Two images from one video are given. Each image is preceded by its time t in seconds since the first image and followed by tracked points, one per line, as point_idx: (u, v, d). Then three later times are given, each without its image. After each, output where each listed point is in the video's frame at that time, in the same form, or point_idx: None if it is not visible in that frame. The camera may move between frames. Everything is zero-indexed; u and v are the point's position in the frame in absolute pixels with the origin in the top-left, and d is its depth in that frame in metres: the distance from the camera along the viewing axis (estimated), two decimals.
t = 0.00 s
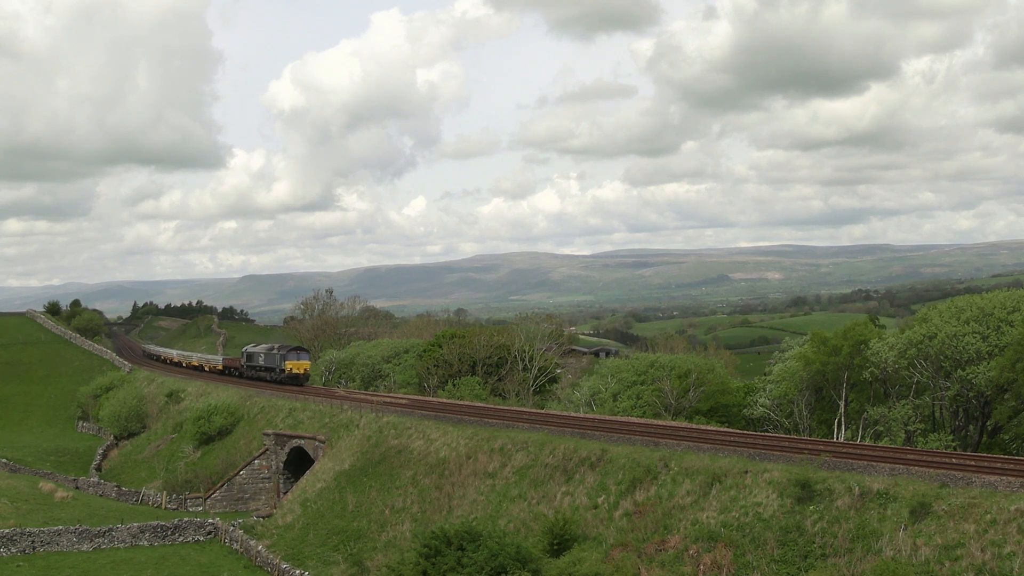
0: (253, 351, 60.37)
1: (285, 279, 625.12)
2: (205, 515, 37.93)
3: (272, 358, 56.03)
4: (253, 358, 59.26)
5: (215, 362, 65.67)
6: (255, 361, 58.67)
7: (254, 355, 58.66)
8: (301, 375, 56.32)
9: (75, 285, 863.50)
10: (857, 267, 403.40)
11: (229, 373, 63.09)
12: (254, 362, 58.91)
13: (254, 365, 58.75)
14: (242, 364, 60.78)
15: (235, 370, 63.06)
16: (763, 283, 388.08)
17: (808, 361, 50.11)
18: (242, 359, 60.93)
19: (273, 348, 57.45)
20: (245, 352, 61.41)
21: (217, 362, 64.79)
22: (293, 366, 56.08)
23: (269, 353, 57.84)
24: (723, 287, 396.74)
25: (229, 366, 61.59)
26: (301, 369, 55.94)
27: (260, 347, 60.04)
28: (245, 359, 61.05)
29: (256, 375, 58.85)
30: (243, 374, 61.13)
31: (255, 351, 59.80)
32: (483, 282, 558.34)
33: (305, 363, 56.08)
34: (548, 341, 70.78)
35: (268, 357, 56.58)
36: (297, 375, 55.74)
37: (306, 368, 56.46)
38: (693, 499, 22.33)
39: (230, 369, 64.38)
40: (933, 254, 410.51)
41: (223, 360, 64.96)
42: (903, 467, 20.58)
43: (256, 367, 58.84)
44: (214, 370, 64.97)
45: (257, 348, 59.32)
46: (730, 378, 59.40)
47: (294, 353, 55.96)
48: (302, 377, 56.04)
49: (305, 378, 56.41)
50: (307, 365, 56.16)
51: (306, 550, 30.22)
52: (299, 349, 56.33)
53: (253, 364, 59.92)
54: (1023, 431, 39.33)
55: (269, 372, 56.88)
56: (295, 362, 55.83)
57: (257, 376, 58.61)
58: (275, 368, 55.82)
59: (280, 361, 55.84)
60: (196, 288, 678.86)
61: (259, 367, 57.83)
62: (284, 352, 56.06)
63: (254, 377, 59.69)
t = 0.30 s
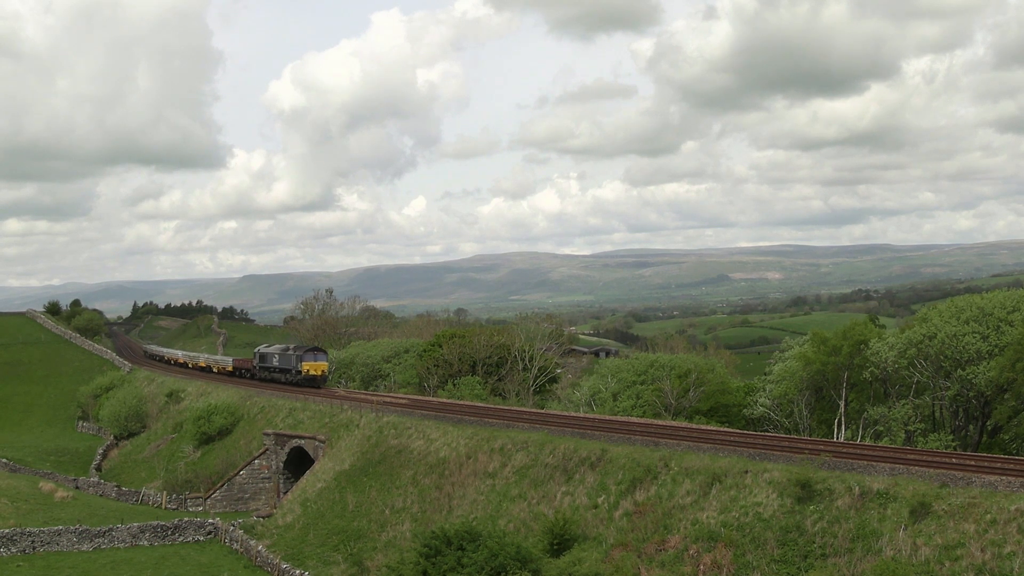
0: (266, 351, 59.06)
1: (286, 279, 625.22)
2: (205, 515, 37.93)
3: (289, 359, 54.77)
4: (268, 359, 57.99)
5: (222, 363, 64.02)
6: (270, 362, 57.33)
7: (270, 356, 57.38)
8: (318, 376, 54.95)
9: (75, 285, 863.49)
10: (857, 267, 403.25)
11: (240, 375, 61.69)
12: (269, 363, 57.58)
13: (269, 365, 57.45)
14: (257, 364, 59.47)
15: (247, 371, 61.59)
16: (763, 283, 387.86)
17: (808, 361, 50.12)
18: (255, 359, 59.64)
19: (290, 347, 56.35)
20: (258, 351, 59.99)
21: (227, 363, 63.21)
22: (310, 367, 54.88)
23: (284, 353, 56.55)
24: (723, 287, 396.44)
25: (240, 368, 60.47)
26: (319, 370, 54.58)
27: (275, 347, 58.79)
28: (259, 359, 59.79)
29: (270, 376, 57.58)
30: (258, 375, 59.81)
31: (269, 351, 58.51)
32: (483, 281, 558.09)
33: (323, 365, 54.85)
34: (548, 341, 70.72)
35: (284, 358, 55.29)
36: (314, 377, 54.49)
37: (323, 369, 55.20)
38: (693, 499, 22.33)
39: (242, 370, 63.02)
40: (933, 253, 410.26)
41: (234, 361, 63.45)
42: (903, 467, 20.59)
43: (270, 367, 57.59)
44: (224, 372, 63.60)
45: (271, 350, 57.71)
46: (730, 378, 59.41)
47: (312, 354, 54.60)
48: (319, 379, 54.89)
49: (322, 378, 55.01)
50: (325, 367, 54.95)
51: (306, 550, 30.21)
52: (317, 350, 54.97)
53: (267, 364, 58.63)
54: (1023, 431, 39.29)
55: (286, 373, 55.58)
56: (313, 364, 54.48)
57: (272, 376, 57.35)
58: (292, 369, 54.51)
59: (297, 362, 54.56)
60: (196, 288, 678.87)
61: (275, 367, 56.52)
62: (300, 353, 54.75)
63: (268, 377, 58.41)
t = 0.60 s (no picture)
0: (283, 351, 57.28)
1: (285, 279, 625.26)
2: (205, 515, 37.93)
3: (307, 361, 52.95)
4: (285, 360, 56.22)
5: (234, 364, 62.69)
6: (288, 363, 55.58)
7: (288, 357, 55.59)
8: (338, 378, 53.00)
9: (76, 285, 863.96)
10: (857, 267, 403.25)
11: (247, 376, 60.92)
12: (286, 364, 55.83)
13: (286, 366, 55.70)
14: (274, 365, 57.73)
15: (259, 373, 59.99)
16: (763, 283, 387.82)
17: (808, 361, 50.14)
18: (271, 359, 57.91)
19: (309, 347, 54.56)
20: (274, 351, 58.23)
21: (239, 364, 61.80)
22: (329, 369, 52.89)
23: (302, 354, 54.79)
24: (723, 287, 396.30)
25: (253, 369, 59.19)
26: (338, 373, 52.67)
27: (292, 347, 57.02)
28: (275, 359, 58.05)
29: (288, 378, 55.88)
30: (275, 376, 58.10)
31: (286, 351, 56.77)
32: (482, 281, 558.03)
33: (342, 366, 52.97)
34: (548, 341, 70.72)
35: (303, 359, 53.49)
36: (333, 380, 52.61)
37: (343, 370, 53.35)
38: (693, 499, 22.33)
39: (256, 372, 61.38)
40: (933, 254, 410.17)
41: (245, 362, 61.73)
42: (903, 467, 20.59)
43: (288, 368, 55.83)
44: (235, 373, 62.34)
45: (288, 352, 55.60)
46: (730, 378, 59.42)
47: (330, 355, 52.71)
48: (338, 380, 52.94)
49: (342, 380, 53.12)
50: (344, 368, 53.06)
51: (306, 551, 30.21)
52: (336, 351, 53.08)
53: (284, 364, 56.90)
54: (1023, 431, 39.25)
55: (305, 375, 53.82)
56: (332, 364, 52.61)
57: (290, 378, 55.62)
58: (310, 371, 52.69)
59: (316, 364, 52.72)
60: (196, 288, 678.94)
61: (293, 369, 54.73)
62: (319, 354, 52.93)
63: (284, 379, 56.69)
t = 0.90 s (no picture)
0: (300, 352, 55.71)
1: (285, 279, 625.45)
2: (205, 515, 37.95)
3: (326, 361, 51.32)
4: (303, 361, 54.63)
5: (247, 365, 61.33)
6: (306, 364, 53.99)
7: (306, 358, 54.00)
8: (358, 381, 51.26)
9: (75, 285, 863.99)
10: (857, 267, 403.38)
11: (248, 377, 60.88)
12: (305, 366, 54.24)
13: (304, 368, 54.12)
14: (291, 366, 56.15)
15: (273, 374, 58.53)
16: (763, 283, 387.91)
17: (808, 361, 50.15)
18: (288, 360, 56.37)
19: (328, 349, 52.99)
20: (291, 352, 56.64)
21: (251, 366, 60.43)
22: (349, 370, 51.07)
23: (321, 355, 53.24)
24: (723, 287, 396.32)
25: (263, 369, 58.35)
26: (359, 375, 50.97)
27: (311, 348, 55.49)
28: (292, 360, 56.51)
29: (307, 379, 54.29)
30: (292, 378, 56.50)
31: (305, 352, 55.20)
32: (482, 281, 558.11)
33: (364, 367, 51.38)
34: (548, 341, 70.73)
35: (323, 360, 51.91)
36: (354, 382, 50.81)
37: (364, 372, 51.74)
38: (693, 499, 22.33)
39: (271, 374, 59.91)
40: (933, 254, 410.27)
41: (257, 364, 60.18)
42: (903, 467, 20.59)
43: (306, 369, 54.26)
44: (248, 375, 61.04)
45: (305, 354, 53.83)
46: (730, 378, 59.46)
47: (351, 355, 51.06)
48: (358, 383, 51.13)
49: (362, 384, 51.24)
50: (366, 369, 51.43)
51: (306, 551, 30.22)
52: (357, 352, 51.52)
53: (301, 366, 55.30)
54: None
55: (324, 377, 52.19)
56: (353, 366, 50.98)
57: (308, 380, 54.01)
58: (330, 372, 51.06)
59: (336, 365, 51.11)
60: (196, 288, 679.18)
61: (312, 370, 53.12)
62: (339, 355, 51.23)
63: (301, 381, 55.12)
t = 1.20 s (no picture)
0: (316, 353, 53.17)
1: (285, 279, 625.45)
2: (205, 515, 37.94)
3: (348, 363, 48.92)
4: (321, 363, 52.17)
5: (260, 365, 59.61)
6: (324, 365, 51.54)
7: (324, 359, 51.58)
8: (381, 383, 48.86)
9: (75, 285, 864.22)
10: (857, 267, 403.46)
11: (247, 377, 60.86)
12: (323, 368, 51.81)
13: (322, 369, 51.68)
14: (308, 368, 53.65)
15: (288, 375, 56.57)
16: (763, 283, 388.00)
17: (808, 361, 50.14)
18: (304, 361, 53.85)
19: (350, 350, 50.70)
20: (306, 352, 54.22)
21: (264, 367, 59.02)
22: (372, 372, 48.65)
23: (340, 356, 50.78)
24: (723, 287, 396.39)
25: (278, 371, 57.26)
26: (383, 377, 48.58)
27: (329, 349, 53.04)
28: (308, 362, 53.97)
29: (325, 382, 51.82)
30: (308, 380, 53.97)
31: (322, 353, 52.75)
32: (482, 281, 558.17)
33: (387, 369, 49.13)
34: (548, 341, 70.72)
35: (345, 361, 49.52)
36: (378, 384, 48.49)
37: (387, 374, 49.48)
38: (693, 499, 22.32)
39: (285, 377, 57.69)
40: (933, 254, 410.40)
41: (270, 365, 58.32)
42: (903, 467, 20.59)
43: (324, 371, 51.83)
44: (260, 375, 59.50)
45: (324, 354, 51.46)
46: (730, 378, 59.49)
47: (374, 357, 48.74)
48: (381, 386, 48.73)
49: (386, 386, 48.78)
50: (389, 371, 49.16)
51: (306, 551, 30.22)
52: (381, 353, 49.23)
53: (318, 367, 52.79)
54: None
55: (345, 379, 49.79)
56: (376, 367, 48.70)
57: (327, 381, 51.55)
58: (352, 374, 48.65)
59: (359, 366, 48.75)
60: (196, 288, 679.28)
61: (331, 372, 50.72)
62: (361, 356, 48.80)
63: (317, 383, 52.60)
